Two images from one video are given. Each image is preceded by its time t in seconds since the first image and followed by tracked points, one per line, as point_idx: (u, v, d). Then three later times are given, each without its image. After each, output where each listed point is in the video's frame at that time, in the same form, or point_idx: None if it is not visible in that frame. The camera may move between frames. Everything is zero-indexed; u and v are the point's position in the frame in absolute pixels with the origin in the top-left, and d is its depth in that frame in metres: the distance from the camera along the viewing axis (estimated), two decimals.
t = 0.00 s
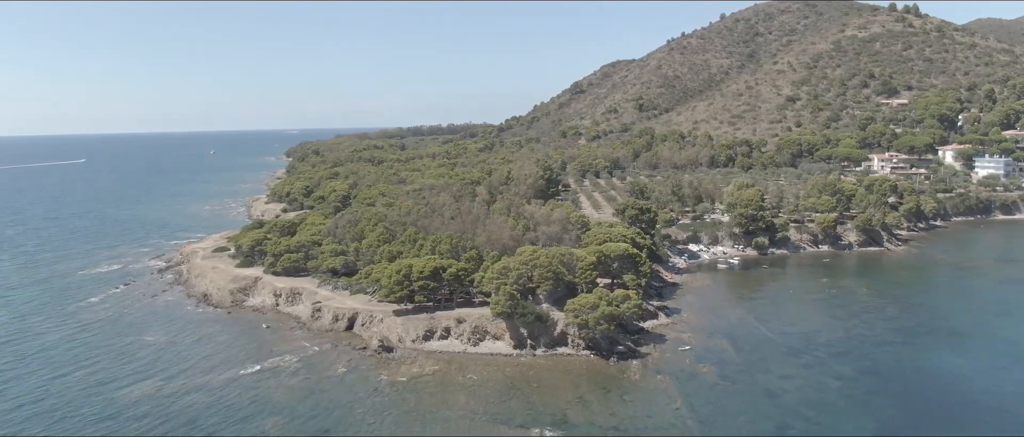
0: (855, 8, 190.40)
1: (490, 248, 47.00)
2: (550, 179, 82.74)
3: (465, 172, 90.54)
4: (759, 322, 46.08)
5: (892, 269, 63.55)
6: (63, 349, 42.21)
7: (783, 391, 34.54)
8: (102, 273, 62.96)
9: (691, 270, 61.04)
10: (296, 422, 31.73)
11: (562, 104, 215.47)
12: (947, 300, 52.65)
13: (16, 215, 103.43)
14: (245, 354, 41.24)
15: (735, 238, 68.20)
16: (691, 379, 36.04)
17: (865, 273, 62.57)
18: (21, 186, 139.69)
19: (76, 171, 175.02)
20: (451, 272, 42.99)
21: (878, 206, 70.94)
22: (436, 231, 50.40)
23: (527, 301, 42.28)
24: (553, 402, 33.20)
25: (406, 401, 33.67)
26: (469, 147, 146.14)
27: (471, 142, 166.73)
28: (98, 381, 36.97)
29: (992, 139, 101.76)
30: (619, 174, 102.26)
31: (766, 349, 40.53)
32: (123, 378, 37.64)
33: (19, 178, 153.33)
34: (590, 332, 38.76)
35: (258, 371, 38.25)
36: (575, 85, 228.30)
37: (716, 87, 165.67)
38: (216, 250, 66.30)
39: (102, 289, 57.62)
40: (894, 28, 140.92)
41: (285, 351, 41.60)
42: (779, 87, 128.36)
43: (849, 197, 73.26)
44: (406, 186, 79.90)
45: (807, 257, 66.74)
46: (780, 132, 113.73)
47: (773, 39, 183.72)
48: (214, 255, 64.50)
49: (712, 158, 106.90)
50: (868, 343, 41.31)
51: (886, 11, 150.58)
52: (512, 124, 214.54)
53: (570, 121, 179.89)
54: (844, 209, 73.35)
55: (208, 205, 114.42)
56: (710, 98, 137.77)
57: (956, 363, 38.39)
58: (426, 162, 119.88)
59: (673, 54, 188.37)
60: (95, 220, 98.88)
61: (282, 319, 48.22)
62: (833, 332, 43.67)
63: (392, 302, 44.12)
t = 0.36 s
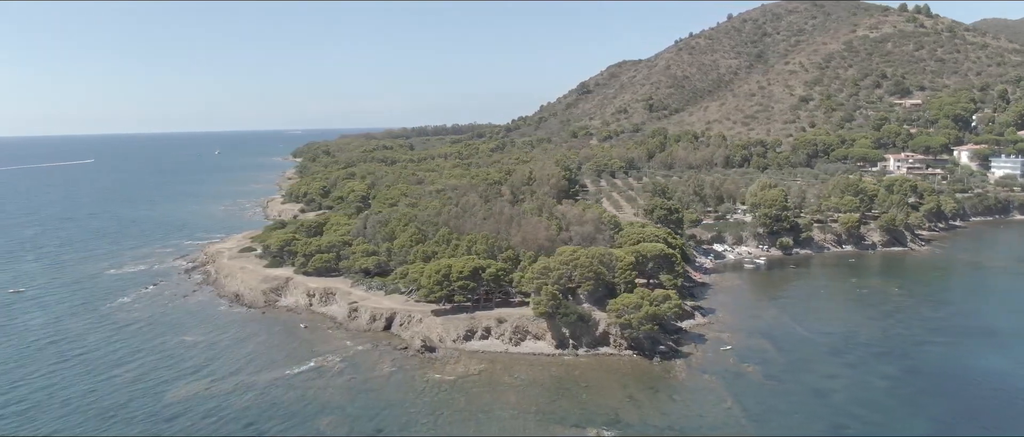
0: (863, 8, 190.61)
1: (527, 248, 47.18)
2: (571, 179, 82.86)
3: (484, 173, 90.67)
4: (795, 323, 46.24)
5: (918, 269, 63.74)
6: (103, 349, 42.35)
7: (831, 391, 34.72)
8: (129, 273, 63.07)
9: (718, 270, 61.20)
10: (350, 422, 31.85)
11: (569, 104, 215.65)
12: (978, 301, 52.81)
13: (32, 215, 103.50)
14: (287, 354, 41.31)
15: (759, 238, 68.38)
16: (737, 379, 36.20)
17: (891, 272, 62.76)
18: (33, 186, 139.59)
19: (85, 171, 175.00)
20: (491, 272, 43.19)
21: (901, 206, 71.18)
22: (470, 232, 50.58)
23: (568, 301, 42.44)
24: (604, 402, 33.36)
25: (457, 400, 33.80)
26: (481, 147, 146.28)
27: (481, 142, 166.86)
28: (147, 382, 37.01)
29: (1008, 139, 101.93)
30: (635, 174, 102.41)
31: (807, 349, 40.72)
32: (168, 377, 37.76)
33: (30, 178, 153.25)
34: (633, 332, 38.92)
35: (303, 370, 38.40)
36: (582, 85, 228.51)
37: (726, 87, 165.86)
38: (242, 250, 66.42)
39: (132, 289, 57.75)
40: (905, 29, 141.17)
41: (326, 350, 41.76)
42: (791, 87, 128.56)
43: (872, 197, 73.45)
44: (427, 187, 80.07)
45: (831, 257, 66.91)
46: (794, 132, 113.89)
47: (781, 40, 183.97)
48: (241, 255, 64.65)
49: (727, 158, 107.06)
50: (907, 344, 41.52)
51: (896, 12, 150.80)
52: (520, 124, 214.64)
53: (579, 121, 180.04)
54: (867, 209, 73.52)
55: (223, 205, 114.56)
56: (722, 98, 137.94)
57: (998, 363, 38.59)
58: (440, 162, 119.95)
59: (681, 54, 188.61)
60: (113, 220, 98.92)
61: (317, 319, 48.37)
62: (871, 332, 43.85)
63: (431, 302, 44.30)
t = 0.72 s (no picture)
0: (865, 9, 191.34)
1: (558, 248, 47.36)
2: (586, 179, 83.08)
3: (498, 173, 90.84)
4: (825, 322, 46.53)
5: (937, 268, 64.17)
6: (138, 349, 42.33)
7: (873, 389, 35.01)
8: (151, 273, 62.97)
9: (740, 270, 61.51)
10: (399, 422, 31.94)
11: (571, 104, 215.88)
12: (1003, 301, 53.22)
13: (42, 215, 103.13)
14: (323, 354, 41.35)
15: (778, 238, 68.73)
16: (778, 378, 36.45)
17: (911, 272, 63.16)
18: (38, 187, 139.07)
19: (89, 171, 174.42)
20: (525, 272, 43.34)
21: (918, 206, 71.66)
22: (499, 232, 50.75)
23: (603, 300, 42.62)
24: (650, 401, 33.55)
25: (503, 400, 33.95)
26: (487, 147, 146.40)
27: (485, 142, 167.00)
28: (188, 383, 36.98)
29: (1016, 139, 102.54)
30: (646, 174, 102.68)
31: (842, 348, 41.02)
32: (207, 378, 37.76)
33: (34, 179, 152.60)
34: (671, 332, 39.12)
35: (343, 370, 38.48)
36: (583, 85, 228.82)
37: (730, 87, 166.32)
38: (263, 251, 66.43)
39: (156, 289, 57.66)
40: (910, 29, 141.82)
41: (362, 350, 41.83)
42: (798, 88, 129.03)
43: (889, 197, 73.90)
44: (444, 187, 80.24)
45: (850, 256, 67.29)
46: (803, 132, 114.34)
47: (784, 41, 184.59)
48: (263, 255, 64.67)
49: (736, 158, 107.47)
50: (940, 343, 41.86)
51: (900, 12, 151.46)
52: (522, 124, 214.76)
53: (583, 121, 180.34)
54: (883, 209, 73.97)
55: (232, 205, 114.34)
56: (728, 98, 138.40)
57: None
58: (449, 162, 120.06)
59: (684, 54, 189.11)
60: (124, 220, 98.70)
61: (348, 319, 48.42)
62: (903, 331, 44.18)
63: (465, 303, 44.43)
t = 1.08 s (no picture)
0: (823, 10, 195.68)
1: (553, 247, 47.76)
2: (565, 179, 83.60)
3: (476, 173, 90.77)
4: (814, 317, 47.69)
5: (911, 263, 66.15)
6: (131, 354, 41.43)
7: (871, 381, 36.10)
8: (130, 275, 61.62)
9: (723, 267, 62.67)
10: (413, 422, 31.91)
11: (537, 103, 216.49)
12: (977, 294, 55.17)
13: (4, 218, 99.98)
14: (324, 356, 41.05)
15: (757, 235, 70.14)
16: (779, 371, 37.32)
17: (887, 267, 65.02)
18: None
19: (45, 172, 169.37)
20: (525, 272, 43.60)
21: (890, 203, 73.86)
22: (493, 231, 50.93)
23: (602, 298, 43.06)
24: (659, 397, 34.08)
25: (514, 398, 34.13)
26: (458, 147, 146.05)
27: (454, 142, 166.59)
28: (190, 388, 36.36)
29: (975, 138, 105.97)
30: (621, 173, 103.72)
31: (835, 342, 42.12)
32: (209, 382, 37.21)
33: None
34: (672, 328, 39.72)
35: (347, 371, 38.26)
36: (549, 86, 229.81)
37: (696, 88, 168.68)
38: (245, 253, 65.53)
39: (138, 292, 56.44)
40: (870, 31, 145.55)
41: (363, 351, 41.61)
42: (765, 88, 131.59)
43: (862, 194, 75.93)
44: (424, 187, 80.03)
45: (827, 252, 68.99)
46: (771, 132, 116.63)
47: (747, 41, 187.77)
48: (246, 257, 63.79)
49: (708, 157, 109.16)
50: (927, 336, 43.27)
51: (860, 14, 155.33)
52: (488, 124, 214.79)
53: (550, 121, 181.11)
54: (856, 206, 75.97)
55: (200, 206, 112.19)
56: (696, 98, 140.43)
57: (1017, 352, 40.50)
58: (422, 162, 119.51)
59: (649, 55, 191.25)
60: (90, 222, 96.21)
61: (342, 320, 48.10)
62: (889, 325, 45.56)
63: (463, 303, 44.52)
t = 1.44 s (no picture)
0: (776, 12, 200.24)
1: (542, 246, 48.23)
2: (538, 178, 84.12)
3: (448, 173, 90.65)
4: (796, 311, 49.08)
5: (877, 257, 68.42)
6: (119, 359, 40.48)
7: (861, 371, 37.39)
8: (102, 279, 60.01)
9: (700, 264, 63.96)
10: (424, 422, 31.98)
11: (496, 103, 216.62)
12: (944, 287, 57.37)
13: None
14: (320, 358, 40.73)
15: (729, 232, 71.73)
16: (772, 363, 38.38)
17: (855, 261, 67.13)
18: None
19: None
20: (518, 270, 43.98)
21: (854, 200, 76.25)
22: (480, 231, 51.16)
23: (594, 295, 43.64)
24: (662, 391, 34.78)
25: (520, 396, 34.43)
26: (422, 147, 145.42)
27: (416, 142, 165.75)
28: (188, 391, 35.78)
29: (928, 136, 109.86)
30: (589, 172, 104.74)
31: (820, 334, 43.46)
32: (206, 386, 36.65)
33: None
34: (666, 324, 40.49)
35: (346, 372, 38.10)
36: (507, 85, 230.26)
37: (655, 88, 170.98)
38: (220, 255, 64.41)
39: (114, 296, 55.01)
40: (824, 32, 149.59)
41: (359, 352, 41.41)
42: (725, 88, 134.33)
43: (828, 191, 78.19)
44: (398, 188, 79.64)
45: (797, 248, 70.91)
46: (733, 131, 119.06)
47: (703, 42, 191.02)
48: (222, 259, 62.71)
49: (673, 156, 110.92)
50: (906, 327, 44.95)
51: (814, 16, 159.48)
52: (447, 124, 214.21)
53: (512, 121, 181.55)
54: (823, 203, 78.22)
55: (160, 208, 109.53)
56: (657, 98, 142.46)
57: (991, 341, 42.34)
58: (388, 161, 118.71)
59: (608, 55, 193.17)
60: (47, 225, 93.15)
61: (331, 322, 47.73)
62: (868, 317, 47.17)
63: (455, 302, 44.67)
